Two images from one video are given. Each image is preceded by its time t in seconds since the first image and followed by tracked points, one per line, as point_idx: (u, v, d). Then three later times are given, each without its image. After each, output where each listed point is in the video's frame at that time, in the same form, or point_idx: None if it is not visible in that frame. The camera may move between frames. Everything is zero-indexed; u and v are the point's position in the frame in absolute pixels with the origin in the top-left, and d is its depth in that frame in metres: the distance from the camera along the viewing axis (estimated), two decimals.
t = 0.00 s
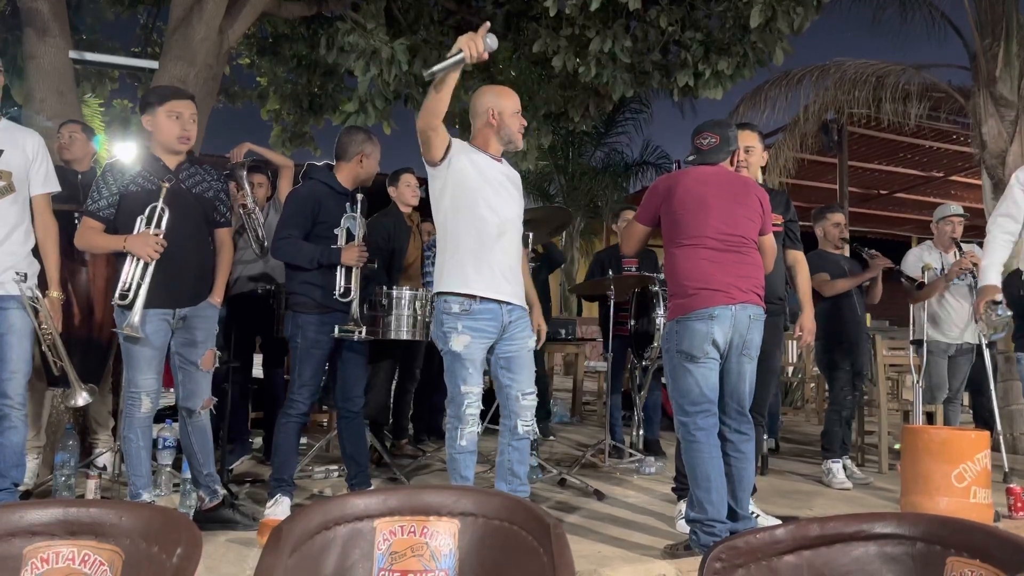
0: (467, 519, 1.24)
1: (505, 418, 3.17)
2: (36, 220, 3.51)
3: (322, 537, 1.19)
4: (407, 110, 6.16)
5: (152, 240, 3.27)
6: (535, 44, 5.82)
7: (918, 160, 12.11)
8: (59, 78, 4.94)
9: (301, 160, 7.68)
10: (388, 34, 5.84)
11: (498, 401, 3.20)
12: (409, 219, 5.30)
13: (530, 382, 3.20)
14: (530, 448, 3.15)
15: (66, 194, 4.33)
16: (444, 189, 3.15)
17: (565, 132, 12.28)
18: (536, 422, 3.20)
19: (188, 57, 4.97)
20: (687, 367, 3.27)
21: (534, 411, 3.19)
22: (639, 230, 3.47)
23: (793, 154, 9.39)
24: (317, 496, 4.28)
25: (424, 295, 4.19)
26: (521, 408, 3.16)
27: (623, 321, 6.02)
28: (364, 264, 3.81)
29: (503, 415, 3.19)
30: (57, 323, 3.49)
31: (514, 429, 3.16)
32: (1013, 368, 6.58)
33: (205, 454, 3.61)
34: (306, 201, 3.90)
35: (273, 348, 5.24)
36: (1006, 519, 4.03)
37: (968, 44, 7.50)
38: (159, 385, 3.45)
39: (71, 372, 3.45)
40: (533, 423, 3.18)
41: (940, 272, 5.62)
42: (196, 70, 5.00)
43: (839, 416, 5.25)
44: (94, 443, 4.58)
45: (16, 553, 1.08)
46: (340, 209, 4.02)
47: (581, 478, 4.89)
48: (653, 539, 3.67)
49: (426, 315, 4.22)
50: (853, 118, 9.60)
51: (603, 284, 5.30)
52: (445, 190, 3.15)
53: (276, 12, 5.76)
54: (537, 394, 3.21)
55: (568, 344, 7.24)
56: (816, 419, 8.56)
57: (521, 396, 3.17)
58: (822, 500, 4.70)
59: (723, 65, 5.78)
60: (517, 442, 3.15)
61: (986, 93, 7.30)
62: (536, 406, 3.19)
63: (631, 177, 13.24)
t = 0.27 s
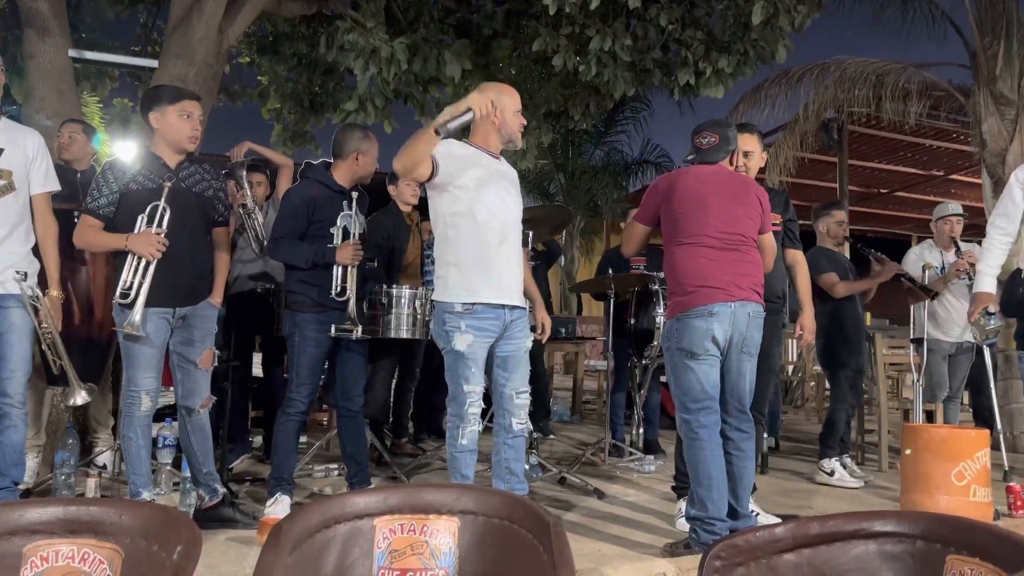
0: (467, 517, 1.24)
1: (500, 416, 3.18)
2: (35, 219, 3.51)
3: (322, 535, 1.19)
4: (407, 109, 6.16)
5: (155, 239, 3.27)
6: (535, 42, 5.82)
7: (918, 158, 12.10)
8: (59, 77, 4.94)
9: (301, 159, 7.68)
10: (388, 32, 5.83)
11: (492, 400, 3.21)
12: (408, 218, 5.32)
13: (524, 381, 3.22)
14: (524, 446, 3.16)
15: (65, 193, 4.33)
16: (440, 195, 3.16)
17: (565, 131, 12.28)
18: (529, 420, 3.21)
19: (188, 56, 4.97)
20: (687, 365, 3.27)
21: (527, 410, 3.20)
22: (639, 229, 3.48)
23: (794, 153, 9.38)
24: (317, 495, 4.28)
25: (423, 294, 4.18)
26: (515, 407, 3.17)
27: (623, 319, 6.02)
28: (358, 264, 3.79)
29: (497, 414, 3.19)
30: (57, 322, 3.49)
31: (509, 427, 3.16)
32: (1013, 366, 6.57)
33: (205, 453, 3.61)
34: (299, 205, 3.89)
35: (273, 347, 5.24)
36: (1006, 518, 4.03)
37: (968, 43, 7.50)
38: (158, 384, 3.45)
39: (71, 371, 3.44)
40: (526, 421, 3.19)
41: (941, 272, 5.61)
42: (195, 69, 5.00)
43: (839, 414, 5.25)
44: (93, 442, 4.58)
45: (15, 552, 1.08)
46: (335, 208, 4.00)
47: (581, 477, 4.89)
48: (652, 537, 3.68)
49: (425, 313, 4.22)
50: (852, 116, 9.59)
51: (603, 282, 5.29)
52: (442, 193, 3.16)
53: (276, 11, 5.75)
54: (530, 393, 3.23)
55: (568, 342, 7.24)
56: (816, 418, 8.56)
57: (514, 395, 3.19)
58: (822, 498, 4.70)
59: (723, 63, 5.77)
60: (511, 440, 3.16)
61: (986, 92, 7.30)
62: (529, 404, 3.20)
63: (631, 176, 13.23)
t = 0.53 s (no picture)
0: (468, 516, 1.24)
1: (499, 415, 3.17)
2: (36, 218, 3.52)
3: (322, 534, 1.20)
4: (408, 108, 6.15)
5: (157, 238, 3.28)
6: (536, 41, 5.81)
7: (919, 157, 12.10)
8: (59, 76, 4.94)
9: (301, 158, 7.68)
10: (388, 31, 5.82)
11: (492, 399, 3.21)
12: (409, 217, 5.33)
13: (523, 379, 3.21)
14: (525, 445, 3.15)
15: (65, 193, 4.33)
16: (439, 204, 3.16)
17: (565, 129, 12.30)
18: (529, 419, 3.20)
19: (188, 55, 4.97)
20: (688, 363, 3.27)
21: (527, 408, 3.19)
22: (640, 230, 3.48)
23: (794, 152, 9.37)
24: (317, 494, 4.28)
25: (423, 293, 4.18)
26: (516, 406, 3.16)
27: (623, 318, 6.02)
28: (354, 263, 3.79)
29: (497, 413, 3.18)
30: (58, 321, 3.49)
31: (509, 426, 3.15)
32: (1013, 365, 6.57)
33: (205, 452, 3.61)
34: (295, 207, 3.89)
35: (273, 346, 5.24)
36: (1006, 517, 4.03)
37: (969, 42, 7.50)
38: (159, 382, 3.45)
39: (71, 370, 3.44)
40: (526, 419, 3.18)
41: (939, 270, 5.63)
42: (195, 68, 4.99)
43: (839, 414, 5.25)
44: (94, 441, 4.58)
45: (16, 551, 1.08)
46: (331, 207, 4.00)
47: (582, 476, 4.89)
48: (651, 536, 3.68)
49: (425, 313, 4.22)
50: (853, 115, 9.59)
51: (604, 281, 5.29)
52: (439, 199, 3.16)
53: (277, 10, 5.75)
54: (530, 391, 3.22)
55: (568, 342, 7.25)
56: (816, 417, 8.56)
57: (514, 393, 3.18)
58: (822, 497, 4.70)
59: (723, 62, 5.77)
60: (512, 438, 3.15)
61: (987, 91, 7.30)
62: (530, 402, 3.19)
63: (631, 175, 13.23)
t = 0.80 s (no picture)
0: (468, 516, 1.24)
1: (503, 412, 3.16)
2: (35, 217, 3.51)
3: (322, 533, 1.20)
4: (408, 108, 6.15)
5: (157, 237, 3.27)
6: (535, 41, 5.82)
7: (918, 156, 12.10)
8: (59, 75, 4.93)
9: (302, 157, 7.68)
10: (388, 31, 5.82)
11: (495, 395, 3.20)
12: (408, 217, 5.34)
13: (526, 375, 3.19)
14: (528, 443, 3.13)
15: (65, 192, 4.33)
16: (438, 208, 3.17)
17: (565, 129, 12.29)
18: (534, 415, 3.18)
19: (187, 54, 4.97)
20: (682, 363, 3.29)
21: (531, 405, 3.17)
22: (641, 230, 3.48)
23: (794, 151, 9.36)
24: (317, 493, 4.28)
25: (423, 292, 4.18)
26: (520, 402, 3.14)
27: (623, 318, 6.02)
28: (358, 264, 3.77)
29: (501, 410, 3.18)
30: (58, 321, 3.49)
31: (513, 424, 3.14)
32: (1013, 364, 6.57)
33: (206, 451, 3.61)
34: (299, 205, 3.88)
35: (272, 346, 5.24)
36: (1005, 515, 4.03)
37: (968, 41, 7.50)
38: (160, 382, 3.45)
39: (71, 369, 3.44)
40: (530, 416, 3.16)
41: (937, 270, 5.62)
42: (195, 67, 4.99)
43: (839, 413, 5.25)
44: (94, 441, 4.58)
45: (16, 550, 1.09)
46: (333, 205, 4.00)
47: (582, 475, 4.89)
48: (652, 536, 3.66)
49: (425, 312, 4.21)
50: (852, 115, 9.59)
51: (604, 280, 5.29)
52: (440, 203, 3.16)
53: (276, 10, 5.75)
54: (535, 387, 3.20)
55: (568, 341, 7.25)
56: (816, 416, 8.55)
57: (518, 390, 3.16)
58: (822, 496, 4.70)
59: (723, 61, 5.77)
60: (516, 437, 3.14)
61: (986, 89, 7.30)
62: (533, 398, 3.17)
63: (631, 174, 13.23)
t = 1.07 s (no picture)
0: (468, 515, 1.24)
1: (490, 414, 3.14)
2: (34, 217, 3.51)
3: (323, 533, 1.20)
4: (407, 108, 6.15)
5: (157, 238, 3.27)
6: (534, 40, 5.82)
7: (917, 155, 12.09)
8: (57, 75, 4.93)
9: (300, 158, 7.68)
10: (387, 30, 5.82)
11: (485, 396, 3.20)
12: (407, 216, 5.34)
13: (514, 375, 3.16)
14: (517, 445, 3.09)
15: (64, 192, 4.32)
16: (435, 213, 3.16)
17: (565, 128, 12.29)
18: (523, 416, 3.15)
19: (186, 54, 4.96)
20: (667, 362, 3.37)
21: (519, 405, 3.13)
22: (637, 228, 3.54)
23: (793, 150, 9.36)
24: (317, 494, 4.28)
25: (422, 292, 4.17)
26: (505, 402, 3.12)
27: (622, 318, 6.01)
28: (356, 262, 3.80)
29: (490, 411, 3.16)
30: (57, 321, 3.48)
31: (500, 425, 3.11)
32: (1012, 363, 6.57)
33: (206, 452, 3.61)
34: (293, 206, 3.88)
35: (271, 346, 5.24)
36: (1005, 514, 4.03)
37: (967, 40, 7.51)
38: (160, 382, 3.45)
39: (71, 370, 3.44)
40: (518, 416, 3.13)
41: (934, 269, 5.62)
42: (194, 67, 4.99)
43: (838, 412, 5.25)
44: (93, 441, 4.58)
45: (15, 551, 1.09)
46: (329, 203, 3.99)
47: (583, 475, 4.89)
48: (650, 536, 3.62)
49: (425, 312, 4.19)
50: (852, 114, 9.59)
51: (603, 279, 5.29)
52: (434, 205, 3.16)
53: (275, 10, 5.75)
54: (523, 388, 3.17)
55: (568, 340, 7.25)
56: (816, 415, 8.55)
57: (504, 389, 3.14)
58: (821, 495, 4.70)
59: (721, 61, 5.77)
60: (503, 439, 3.11)
61: (985, 88, 7.31)
62: (521, 398, 3.13)
63: (631, 173, 13.23)
